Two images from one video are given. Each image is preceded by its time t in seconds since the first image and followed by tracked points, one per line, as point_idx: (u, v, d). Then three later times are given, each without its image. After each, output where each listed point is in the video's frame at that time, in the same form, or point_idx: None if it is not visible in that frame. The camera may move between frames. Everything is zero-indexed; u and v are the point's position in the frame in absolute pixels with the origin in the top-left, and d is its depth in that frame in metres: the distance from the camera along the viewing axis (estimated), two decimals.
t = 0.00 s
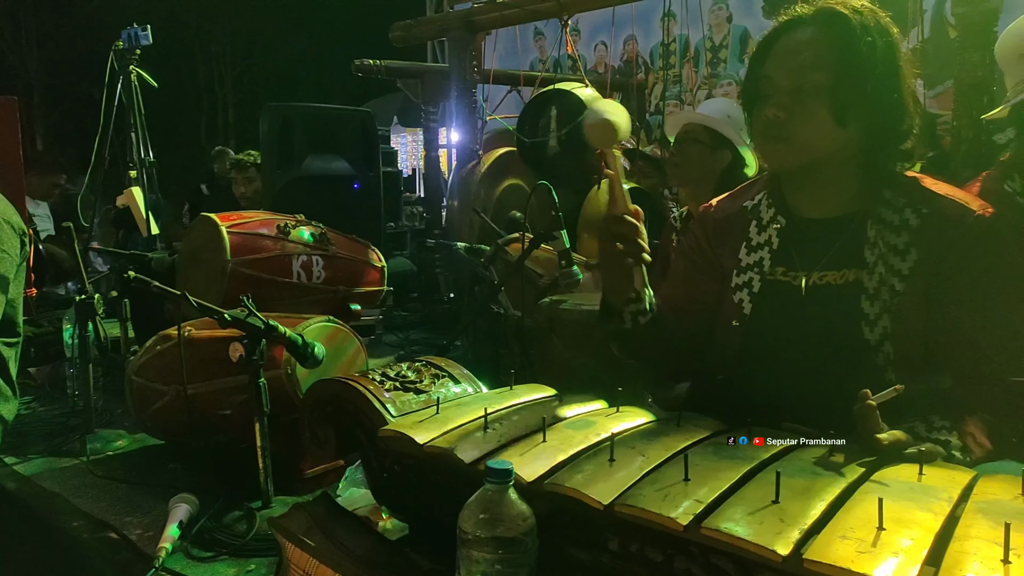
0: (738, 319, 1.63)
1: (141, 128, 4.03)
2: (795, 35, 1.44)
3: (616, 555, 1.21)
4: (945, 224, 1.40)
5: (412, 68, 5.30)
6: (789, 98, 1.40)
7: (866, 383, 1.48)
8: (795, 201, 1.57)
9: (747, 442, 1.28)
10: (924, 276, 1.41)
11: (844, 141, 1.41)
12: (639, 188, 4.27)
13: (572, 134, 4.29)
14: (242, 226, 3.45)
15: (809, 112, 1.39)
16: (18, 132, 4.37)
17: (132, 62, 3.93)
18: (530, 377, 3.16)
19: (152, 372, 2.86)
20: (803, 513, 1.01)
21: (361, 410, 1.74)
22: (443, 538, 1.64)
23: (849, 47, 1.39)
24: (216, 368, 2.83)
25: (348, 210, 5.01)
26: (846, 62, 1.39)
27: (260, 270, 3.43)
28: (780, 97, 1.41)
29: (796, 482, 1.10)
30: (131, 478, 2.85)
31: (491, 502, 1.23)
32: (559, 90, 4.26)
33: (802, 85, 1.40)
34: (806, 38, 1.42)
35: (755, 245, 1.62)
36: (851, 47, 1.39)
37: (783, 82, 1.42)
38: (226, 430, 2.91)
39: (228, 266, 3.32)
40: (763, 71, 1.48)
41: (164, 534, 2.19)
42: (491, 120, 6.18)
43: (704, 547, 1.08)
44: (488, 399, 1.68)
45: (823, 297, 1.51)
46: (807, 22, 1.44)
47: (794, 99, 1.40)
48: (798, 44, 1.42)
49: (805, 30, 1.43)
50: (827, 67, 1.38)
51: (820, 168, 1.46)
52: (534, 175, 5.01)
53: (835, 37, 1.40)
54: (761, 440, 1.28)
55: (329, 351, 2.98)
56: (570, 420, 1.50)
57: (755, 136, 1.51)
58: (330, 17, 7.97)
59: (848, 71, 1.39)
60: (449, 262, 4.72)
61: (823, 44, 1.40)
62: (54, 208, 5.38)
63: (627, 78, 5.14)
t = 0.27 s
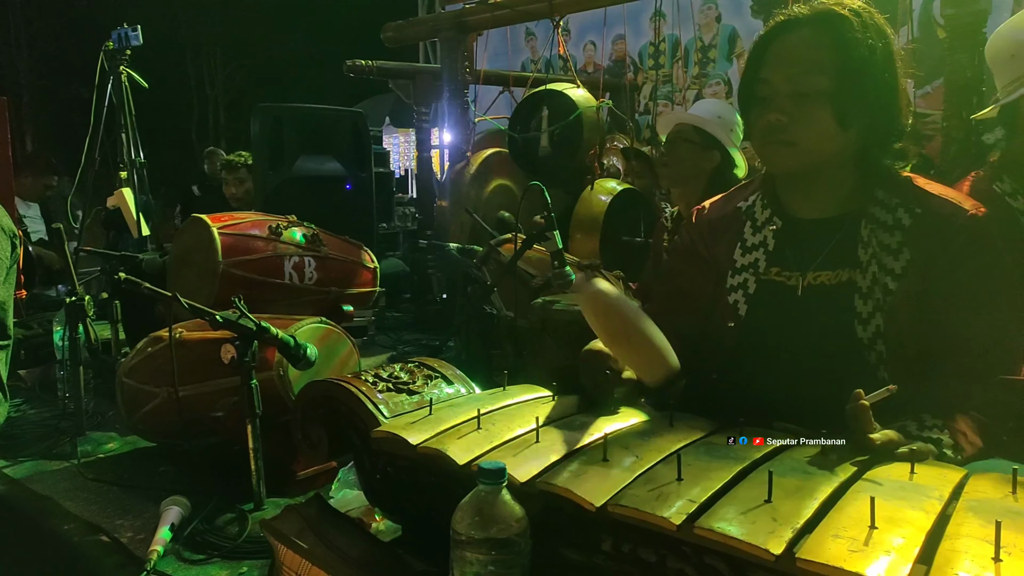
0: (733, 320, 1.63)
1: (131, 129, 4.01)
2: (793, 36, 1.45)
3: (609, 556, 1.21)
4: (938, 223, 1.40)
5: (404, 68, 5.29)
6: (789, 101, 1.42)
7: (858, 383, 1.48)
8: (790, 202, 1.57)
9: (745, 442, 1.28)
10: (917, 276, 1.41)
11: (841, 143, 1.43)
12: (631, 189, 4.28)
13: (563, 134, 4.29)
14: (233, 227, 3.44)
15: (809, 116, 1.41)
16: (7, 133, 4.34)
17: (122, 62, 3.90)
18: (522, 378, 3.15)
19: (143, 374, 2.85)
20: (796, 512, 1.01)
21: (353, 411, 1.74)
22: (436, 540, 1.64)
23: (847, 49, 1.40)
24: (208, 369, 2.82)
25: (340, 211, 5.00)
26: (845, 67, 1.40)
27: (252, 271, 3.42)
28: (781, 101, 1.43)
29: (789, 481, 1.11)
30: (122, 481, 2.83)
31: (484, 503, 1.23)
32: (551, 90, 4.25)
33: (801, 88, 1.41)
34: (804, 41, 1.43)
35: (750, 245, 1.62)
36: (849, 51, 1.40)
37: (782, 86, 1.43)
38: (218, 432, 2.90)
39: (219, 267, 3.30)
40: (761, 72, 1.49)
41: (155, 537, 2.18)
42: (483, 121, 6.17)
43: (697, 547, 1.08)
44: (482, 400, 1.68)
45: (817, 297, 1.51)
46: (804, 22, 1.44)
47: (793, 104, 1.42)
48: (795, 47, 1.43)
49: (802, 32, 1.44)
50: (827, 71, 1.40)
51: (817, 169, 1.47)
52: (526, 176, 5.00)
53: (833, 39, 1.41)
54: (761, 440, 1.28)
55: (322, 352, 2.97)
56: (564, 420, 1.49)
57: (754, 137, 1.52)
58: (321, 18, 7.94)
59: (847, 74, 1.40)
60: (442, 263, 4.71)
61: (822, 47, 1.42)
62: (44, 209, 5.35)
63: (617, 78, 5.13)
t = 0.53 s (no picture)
0: (727, 319, 1.64)
1: (123, 129, 3.99)
2: (792, 35, 1.45)
3: (604, 555, 1.21)
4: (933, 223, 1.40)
5: (396, 68, 5.28)
6: (788, 102, 1.42)
7: (851, 382, 1.49)
8: (786, 202, 1.58)
9: (744, 442, 1.28)
10: (911, 276, 1.42)
11: (840, 144, 1.43)
12: (623, 189, 4.28)
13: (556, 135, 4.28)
14: (225, 227, 3.42)
15: (808, 116, 1.41)
16: None
17: (113, 62, 3.87)
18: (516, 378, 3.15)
19: (134, 375, 2.83)
20: (790, 511, 1.01)
21: (346, 412, 1.73)
22: (430, 540, 1.64)
23: (846, 50, 1.41)
24: (200, 370, 2.81)
25: (332, 211, 4.99)
26: (845, 68, 1.41)
27: (244, 272, 3.40)
28: (781, 102, 1.43)
29: (782, 480, 1.11)
30: (114, 482, 2.82)
31: (478, 503, 1.22)
32: (544, 90, 4.25)
33: (800, 90, 1.42)
34: (804, 42, 1.43)
35: (745, 245, 1.63)
36: (849, 52, 1.41)
37: (781, 87, 1.44)
38: (210, 433, 2.89)
39: (211, 268, 3.29)
40: (760, 72, 1.49)
41: (147, 539, 2.17)
42: (475, 121, 6.16)
43: (691, 547, 1.09)
44: (475, 400, 1.67)
45: (812, 296, 1.52)
46: (802, 22, 1.45)
47: (793, 105, 1.42)
48: (795, 47, 1.43)
49: (801, 33, 1.44)
50: (827, 72, 1.40)
51: (814, 170, 1.48)
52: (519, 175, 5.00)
53: (832, 39, 1.41)
54: (761, 440, 1.28)
55: (314, 352, 2.96)
56: (557, 420, 1.49)
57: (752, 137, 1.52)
58: (313, 17, 7.91)
59: (847, 74, 1.41)
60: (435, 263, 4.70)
61: (821, 48, 1.42)
62: (35, 209, 5.32)
63: (609, 78, 5.13)
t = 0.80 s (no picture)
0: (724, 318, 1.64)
1: (118, 129, 3.97)
2: (793, 36, 1.45)
3: (600, 555, 1.21)
4: (930, 224, 1.41)
5: (392, 68, 5.28)
6: (790, 102, 1.42)
7: (848, 381, 1.49)
8: (784, 201, 1.58)
9: (746, 442, 1.27)
10: (909, 276, 1.43)
11: (840, 145, 1.44)
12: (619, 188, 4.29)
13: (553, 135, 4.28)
14: (221, 227, 3.41)
15: (810, 116, 1.41)
16: None
17: (108, 62, 3.85)
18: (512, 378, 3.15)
19: (130, 376, 2.82)
20: (786, 510, 1.01)
21: (342, 412, 1.73)
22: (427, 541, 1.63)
23: (847, 51, 1.41)
24: (196, 370, 2.80)
25: (329, 211, 4.98)
26: (846, 69, 1.41)
27: (240, 272, 3.40)
28: (782, 102, 1.43)
29: (778, 480, 1.11)
30: (110, 483, 2.81)
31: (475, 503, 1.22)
32: (541, 90, 4.25)
33: (802, 90, 1.42)
34: (807, 42, 1.43)
35: (742, 244, 1.63)
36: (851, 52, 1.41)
37: (783, 87, 1.43)
38: (206, 433, 2.88)
39: (207, 268, 3.28)
40: (761, 72, 1.49)
41: (143, 539, 2.16)
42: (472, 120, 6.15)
43: (688, 546, 1.09)
44: (471, 399, 1.67)
45: (809, 296, 1.52)
46: (803, 22, 1.45)
47: (795, 105, 1.42)
48: (797, 47, 1.44)
49: (803, 33, 1.44)
50: (829, 72, 1.41)
51: (814, 171, 1.48)
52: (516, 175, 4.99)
53: (833, 40, 1.42)
54: (760, 440, 1.28)
55: (311, 352, 2.95)
56: (553, 420, 1.49)
57: (752, 137, 1.53)
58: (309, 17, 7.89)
59: (848, 75, 1.41)
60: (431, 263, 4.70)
61: (823, 48, 1.42)
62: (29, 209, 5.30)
63: (604, 77, 5.13)
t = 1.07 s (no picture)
0: (720, 318, 1.64)
1: (114, 129, 3.96)
2: (792, 35, 1.45)
3: (596, 555, 1.21)
4: (927, 224, 1.41)
5: (389, 68, 5.28)
6: (789, 103, 1.43)
7: (844, 380, 1.50)
8: (780, 201, 1.58)
9: (747, 442, 1.27)
10: (905, 276, 1.43)
11: (838, 145, 1.44)
12: (615, 188, 4.31)
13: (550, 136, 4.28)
14: (217, 227, 3.40)
15: (809, 117, 1.42)
16: None
17: (104, 61, 3.83)
18: (508, 378, 3.15)
19: (125, 376, 2.82)
20: (782, 510, 1.01)
21: (339, 413, 1.73)
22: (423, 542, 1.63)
23: (846, 51, 1.41)
24: (192, 371, 2.79)
25: (325, 212, 4.97)
26: (845, 70, 1.42)
27: (236, 272, 3.39)
28: (782, 103, 1.44)
29: (774, 479, 1.11)
30: (105, 484, 2.80)
31: (471, 503, 1.22)
32: (538, 90, 4.24)
33: (801, 91, 1.42)
34: (805, 43, 1.44)
35: (738, 244, 1.63)
36: (850, 53, 1.41)
37: (782, 87, 1.44)
38: (202, 434, 2.88)
39: (203, 268, 3.28)
40: (759, 72, 1.49)
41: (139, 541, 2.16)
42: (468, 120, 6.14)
43: (684, 546, 1.09)
44: (468, 400, 1.67)
45: (805, 295, 1.52)
46: (802, 22, 1.45)
47: (793, 106, 1.43)
48: (796, 46, 1.44)
49: (803, 33, 1.45)
50: (828, 73, 1.41)
51: (812, 171, 1.49)
52: (513, 175, 4.99)
53: (832, 39, 1.42)
54: (760, 440, 1.28)
55: (307, 353, 2.95)
56: (550, 420, 1.49)
57: (750, 138, 1.53)
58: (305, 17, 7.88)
59: (847, 76, 1.42)
60: (428, 264, 4.69)
61: (823, 48, 1.42)
62: (24, 209, 5.28)
63: (599, 77, 5.14)
